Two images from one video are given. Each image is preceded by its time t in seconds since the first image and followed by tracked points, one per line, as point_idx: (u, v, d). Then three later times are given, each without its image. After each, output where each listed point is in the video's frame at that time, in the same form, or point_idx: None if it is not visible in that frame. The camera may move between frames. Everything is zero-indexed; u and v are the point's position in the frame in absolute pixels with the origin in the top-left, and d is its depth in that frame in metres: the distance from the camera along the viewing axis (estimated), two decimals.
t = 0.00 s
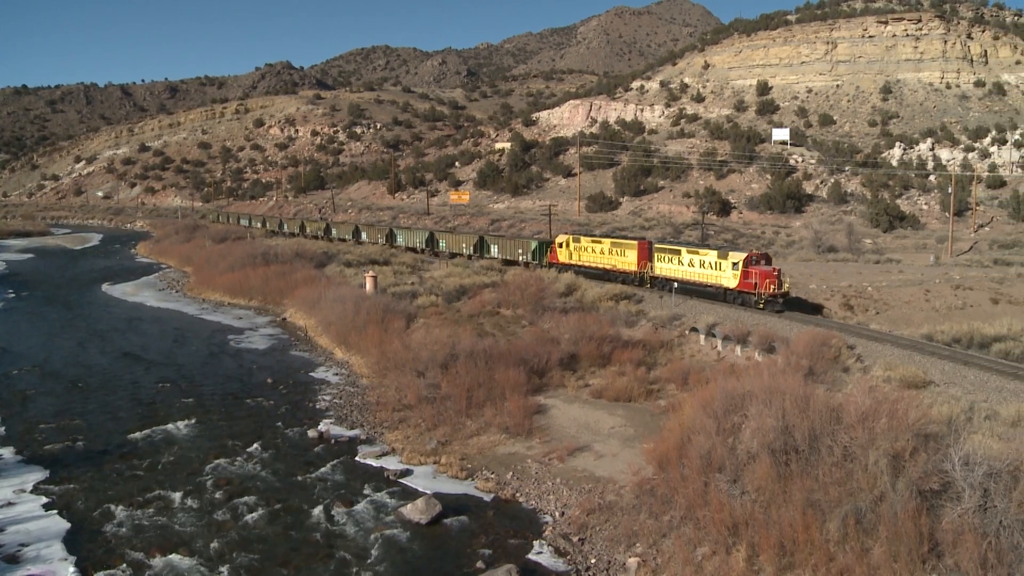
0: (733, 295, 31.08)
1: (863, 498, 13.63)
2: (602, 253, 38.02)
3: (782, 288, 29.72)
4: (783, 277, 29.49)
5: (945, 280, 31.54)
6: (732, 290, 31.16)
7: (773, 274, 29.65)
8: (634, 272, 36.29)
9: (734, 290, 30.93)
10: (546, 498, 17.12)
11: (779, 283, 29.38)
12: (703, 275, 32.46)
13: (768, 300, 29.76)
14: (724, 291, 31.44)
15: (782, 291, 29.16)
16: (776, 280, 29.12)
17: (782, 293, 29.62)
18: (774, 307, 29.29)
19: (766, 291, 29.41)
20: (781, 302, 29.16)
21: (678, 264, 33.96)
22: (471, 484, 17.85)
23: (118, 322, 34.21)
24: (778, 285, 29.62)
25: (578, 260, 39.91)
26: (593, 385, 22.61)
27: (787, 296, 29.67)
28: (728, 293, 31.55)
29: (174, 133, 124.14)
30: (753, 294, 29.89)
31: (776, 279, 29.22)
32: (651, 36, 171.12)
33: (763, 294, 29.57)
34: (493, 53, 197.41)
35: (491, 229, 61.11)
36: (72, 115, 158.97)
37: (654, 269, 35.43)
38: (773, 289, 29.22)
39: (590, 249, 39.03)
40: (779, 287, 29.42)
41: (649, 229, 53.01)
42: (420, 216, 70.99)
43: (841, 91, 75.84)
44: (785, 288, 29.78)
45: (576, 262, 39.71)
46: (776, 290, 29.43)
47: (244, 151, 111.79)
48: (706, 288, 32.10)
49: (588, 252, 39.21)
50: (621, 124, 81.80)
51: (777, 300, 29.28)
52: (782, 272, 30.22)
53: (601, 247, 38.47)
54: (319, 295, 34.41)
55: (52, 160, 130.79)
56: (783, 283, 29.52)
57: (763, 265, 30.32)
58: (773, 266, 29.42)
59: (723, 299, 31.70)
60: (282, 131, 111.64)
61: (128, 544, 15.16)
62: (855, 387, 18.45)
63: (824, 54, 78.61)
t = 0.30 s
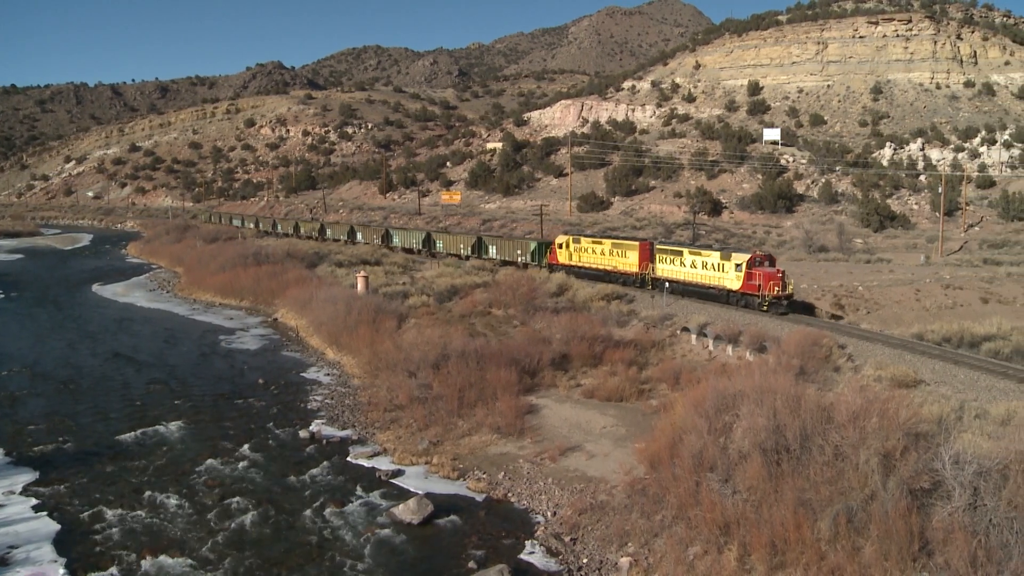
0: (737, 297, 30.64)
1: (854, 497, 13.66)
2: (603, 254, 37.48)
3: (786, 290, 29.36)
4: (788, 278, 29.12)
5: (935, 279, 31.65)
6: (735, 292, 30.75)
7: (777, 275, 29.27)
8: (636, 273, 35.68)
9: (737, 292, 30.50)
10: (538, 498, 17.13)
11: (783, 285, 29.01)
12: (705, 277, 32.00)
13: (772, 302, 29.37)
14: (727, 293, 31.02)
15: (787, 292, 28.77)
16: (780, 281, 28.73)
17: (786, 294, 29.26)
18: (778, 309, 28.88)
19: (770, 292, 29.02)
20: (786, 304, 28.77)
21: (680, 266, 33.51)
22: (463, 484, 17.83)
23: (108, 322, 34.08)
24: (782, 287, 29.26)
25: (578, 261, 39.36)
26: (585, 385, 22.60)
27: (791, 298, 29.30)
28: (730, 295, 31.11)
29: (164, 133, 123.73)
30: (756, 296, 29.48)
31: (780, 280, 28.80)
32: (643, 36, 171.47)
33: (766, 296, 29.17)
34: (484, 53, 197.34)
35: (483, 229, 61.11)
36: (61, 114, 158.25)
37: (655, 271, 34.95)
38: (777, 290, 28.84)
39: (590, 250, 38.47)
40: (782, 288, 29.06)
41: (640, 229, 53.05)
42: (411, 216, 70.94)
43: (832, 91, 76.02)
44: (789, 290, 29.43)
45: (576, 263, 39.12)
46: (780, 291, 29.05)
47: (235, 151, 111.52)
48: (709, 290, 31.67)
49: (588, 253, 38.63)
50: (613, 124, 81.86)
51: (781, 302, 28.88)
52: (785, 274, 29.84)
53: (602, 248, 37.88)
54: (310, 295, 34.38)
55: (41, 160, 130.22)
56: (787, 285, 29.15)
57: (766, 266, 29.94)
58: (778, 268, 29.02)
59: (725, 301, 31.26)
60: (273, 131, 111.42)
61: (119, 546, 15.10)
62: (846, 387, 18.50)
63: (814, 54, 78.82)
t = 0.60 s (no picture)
0: (740, 299, 30.05)
1: (845, 497, 13.68)
2: (604, 255, 37.04)
3: (791, 292, 28.75)
4: (792, 280, 28.52)
5: (926, 279, 31.75)
6: (739, 294, 30.17)
7: (781, 277, 28.66)
8: (637, 274, 35.15)
9: (741, 294, 29.90)
10: (530, 498, 17.12)
11: (788, 287, 28.41)
12: (709, 279, 31.43)
13: (777, 305, 28.79)
14: (731, 295, 30.44)
15: (792, 294, 28.18)
16: (785, 283, 28.14)
17: (791, 296, 28.66)
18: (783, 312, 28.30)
19: (774, 294, 28.44)
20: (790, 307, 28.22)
21: (683, 267, 33.00)
22: (455, 484, 17.83)
23: (99, 323, 33.98)
24: (787, 289, 28.66)
25: (578, 262, 38.94)
26: (577, 385, 22.61)
27: (797, 300, 28.69)
28: (734, 297, 30.52)
29: (155, 133, 123.38)
30: (761, 298, 28.90)
31: (785, 282, 28.21)
32: (634, 36, 171.78)
33: (771, 298, 28.61)
34: (476, 53, 197.23)
35: (474, 229, 61.12)
36: (52, 114, 157.57)
37: (658, 272, 34.43)
38: (782, 292, 28.26)
39: (591, 250, 38.02)
40: (788, 291, 28.49)
41: (632, 229, 53.09)
42: (403, 216, 70.91)
43: (823, 91, 76.18)
44: (794, 292, 28.82)
45: (576, 263, 38.72)
46: (785, 293, 28.46)
47: (227, 151, 111.29)
48: (712, 292, 31.12)
49: (588, 254, 38.20)
50: (604, 124, 81.92)
51: (786, 305, 28.30)
52: (791, 275, 29.22)
53: (603, 249, 37.43)
54: (302, 295, 34.36)
55: (32, 160, 129.74)
56: (792, 287, 28.55)
57: (771, 268, 29.33)
58: (783, 269, 28.41)
59: (729, 302, 30.67)
60: (264, 131, 111.24)
61: (110, 547, 15.04)
62: (838, 386, 18.54)
63: (805, 54, 79.04)
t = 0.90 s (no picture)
0: (743, 301, 29.38)
1: (836, 496, 13.72)
2: (604, 255, 36.28)
3: (795, 294, 28.08)
4: (797, 283, 27.87)
5: (917, 278, 31.86)
6: (742, 296, 29.47)
7: (786, 279, 28.00)
8: (638, 275, 34.41)
9: (743, 296, 29.23)
10: (522, 498, 17.12)
11: (793, 289, 27.75)
12: (711, 281, 30.77)
13: (781, 307, 28.12)
14: (734, 297, 29.75)
15: (796, 297, 27.52)
16: (789, 286, 27.52)
17: (795, 299, 28.01)
18: (787, 314, 27.61)
19: (778, 296, 27.77)
20: (795, 310, 27.55)
21: (686, 268, 32.38)
22: (446, 485, 17.81)
23: (90, 324, 33.87)
24: (791, 291, 28.01)
25: (578, 263, 38.17)
26: (568, 385, 22.62)
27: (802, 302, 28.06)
28: (737, 299, 29.86)
29: (145, 133, 122.99)
30: (765, 301, 28.22)
31: (789, 284, 27.52)
32: (626, 36, 172.16)
33: (775, 301, 27.92)
34: (467, 53, 197.10)
35: (465, 229, 61.13)
36: (41, 115, 156.86)
37: (660, 274, 33.71)
38: (786, 295, 27.59)
39: (591, 252, 37.25)
40: (792, 293, 27.80)
41: (623, 229, 53.10)
42: (394, 216, 70.88)
43: (814, 92, 76.40)
44: (798, 294, 28.15)
45: (576, 264, 37.95)
46: (789, 296, 27.80)
47: (217, 151, 111.03)
48: (715, 294, 30.43)
49: (588, 254, 37.43)
50: (595, 124, 81.97)
51: (790, 307, 27.64)
52: (795, 277, 28.57)
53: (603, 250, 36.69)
54: (294, 295, 34.33)
55: (21, 161, 129.16)
56: (796, 289, 27.88)
57: (775, 270, 28.70)
58: (787, 271, 27.74)
59: (732, 305, 30.00)
60: (255, 131, 111.03)
61: (100, 549, 14.99)
62: (828, 385, 18.59)
63: (796, 55, 79.33)
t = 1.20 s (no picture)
0: (746, 303, 28.87)
1: (826, 495, 13.74)
2: (604, 257, 35.85)
3: (798, 296, 27.59)
4: (800, 285, 27.39)
5: (906, 278, 32.00)
6: (744, 298, 28.95)
7: (789, 281, 27.52)
8: (639, 277, 33.98)
9: (746, 298, 28.70)
10: (512, 498, 17.12)
11: (797, 291, 27.25)
12: (713, 282, 30.25)
13: (784, 309, 27.62)
14: (736, 298, 29.23)
15: (800, 299, 27.01)
16: (793, 288, 26.99)
17: (799, 301, 27.51)
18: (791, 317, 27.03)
19: (782, 299, 27.25)
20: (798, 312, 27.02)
21: (687, 270, 31.89)
22: (437, 485, 17.80)
23: (78, 324, 33.71)
24: (795, 293, 27.51)
25: (578, 263, 37.73)
26: (558, 385, 22.62)
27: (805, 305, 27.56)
28: (740, 301, 29.34)
29: (134, 133, 122.48)
30: (767, 303, 27.71)
31: (793, 286, 26.98)
32: (616, 36, 172.57)
33: (778, 303, 27.43)
34: (457, 53, 196.97)
35: (455, 229, 61.12)
36: (29, 115, 155.95)
37: (661, 276, 33.31)
38: (789, 297, 27.08)
39: (591, 252, 36.86)
40: (795, 295, 27.31)
41: (613, 229, 53.09)
42: (384, 216, 70.79)
43: (803, 92, 76.57)
44: (802, 296, 27.64)
45: (576, 265, 37.52)
46: (793, 298, 27.30)
47: (207, 151, 110.67)
48: (716, 296, 29.90)
49: (588, 255, 37.01)
50: (586, 124, 81.99)
51: (794, 309, 27.11)
52: (799, 279, 28.06)
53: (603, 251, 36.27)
54: (284, 296, 34.26)
55: (9, 161, 128.40)
56: (800, 291, 27.40)
57: (778, 271, 28.18)
58: (791, 273, 27.24)
59: (734, 307, 29.49)
60: (245, 131, 110.73)
61: (90, 550, 14.93)
62: (818, 385, 18.64)
63: (785, 55, 79.55)
